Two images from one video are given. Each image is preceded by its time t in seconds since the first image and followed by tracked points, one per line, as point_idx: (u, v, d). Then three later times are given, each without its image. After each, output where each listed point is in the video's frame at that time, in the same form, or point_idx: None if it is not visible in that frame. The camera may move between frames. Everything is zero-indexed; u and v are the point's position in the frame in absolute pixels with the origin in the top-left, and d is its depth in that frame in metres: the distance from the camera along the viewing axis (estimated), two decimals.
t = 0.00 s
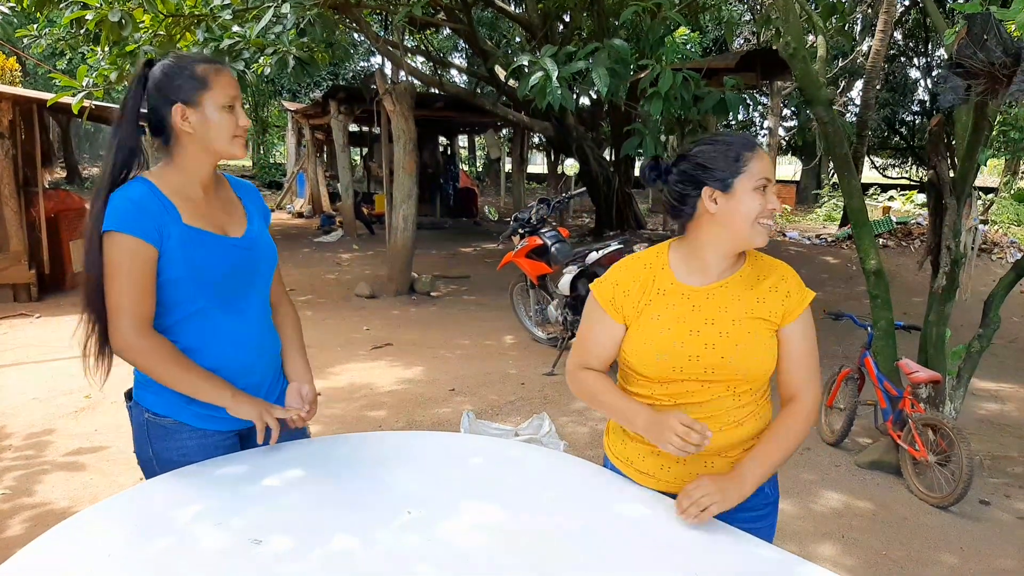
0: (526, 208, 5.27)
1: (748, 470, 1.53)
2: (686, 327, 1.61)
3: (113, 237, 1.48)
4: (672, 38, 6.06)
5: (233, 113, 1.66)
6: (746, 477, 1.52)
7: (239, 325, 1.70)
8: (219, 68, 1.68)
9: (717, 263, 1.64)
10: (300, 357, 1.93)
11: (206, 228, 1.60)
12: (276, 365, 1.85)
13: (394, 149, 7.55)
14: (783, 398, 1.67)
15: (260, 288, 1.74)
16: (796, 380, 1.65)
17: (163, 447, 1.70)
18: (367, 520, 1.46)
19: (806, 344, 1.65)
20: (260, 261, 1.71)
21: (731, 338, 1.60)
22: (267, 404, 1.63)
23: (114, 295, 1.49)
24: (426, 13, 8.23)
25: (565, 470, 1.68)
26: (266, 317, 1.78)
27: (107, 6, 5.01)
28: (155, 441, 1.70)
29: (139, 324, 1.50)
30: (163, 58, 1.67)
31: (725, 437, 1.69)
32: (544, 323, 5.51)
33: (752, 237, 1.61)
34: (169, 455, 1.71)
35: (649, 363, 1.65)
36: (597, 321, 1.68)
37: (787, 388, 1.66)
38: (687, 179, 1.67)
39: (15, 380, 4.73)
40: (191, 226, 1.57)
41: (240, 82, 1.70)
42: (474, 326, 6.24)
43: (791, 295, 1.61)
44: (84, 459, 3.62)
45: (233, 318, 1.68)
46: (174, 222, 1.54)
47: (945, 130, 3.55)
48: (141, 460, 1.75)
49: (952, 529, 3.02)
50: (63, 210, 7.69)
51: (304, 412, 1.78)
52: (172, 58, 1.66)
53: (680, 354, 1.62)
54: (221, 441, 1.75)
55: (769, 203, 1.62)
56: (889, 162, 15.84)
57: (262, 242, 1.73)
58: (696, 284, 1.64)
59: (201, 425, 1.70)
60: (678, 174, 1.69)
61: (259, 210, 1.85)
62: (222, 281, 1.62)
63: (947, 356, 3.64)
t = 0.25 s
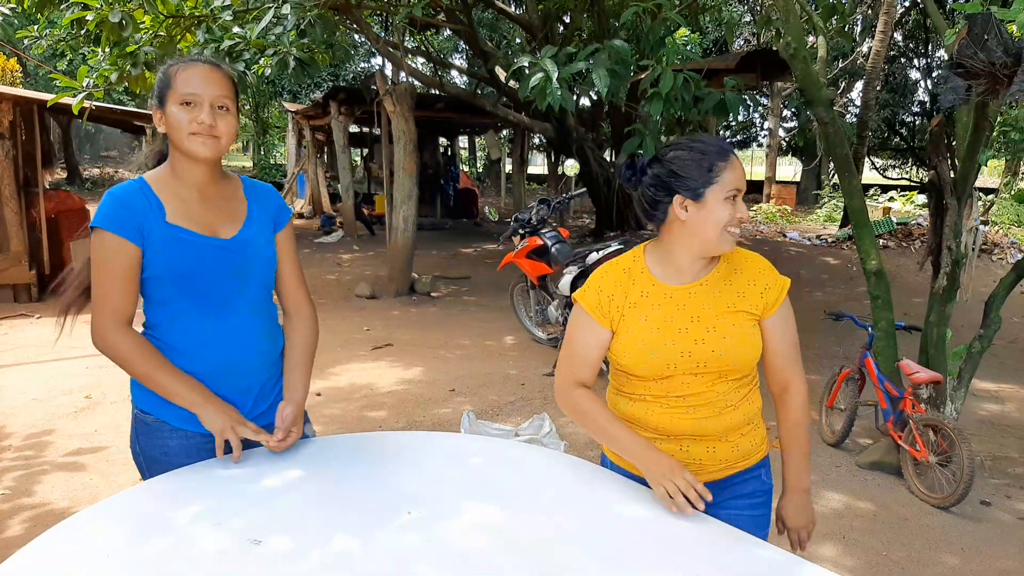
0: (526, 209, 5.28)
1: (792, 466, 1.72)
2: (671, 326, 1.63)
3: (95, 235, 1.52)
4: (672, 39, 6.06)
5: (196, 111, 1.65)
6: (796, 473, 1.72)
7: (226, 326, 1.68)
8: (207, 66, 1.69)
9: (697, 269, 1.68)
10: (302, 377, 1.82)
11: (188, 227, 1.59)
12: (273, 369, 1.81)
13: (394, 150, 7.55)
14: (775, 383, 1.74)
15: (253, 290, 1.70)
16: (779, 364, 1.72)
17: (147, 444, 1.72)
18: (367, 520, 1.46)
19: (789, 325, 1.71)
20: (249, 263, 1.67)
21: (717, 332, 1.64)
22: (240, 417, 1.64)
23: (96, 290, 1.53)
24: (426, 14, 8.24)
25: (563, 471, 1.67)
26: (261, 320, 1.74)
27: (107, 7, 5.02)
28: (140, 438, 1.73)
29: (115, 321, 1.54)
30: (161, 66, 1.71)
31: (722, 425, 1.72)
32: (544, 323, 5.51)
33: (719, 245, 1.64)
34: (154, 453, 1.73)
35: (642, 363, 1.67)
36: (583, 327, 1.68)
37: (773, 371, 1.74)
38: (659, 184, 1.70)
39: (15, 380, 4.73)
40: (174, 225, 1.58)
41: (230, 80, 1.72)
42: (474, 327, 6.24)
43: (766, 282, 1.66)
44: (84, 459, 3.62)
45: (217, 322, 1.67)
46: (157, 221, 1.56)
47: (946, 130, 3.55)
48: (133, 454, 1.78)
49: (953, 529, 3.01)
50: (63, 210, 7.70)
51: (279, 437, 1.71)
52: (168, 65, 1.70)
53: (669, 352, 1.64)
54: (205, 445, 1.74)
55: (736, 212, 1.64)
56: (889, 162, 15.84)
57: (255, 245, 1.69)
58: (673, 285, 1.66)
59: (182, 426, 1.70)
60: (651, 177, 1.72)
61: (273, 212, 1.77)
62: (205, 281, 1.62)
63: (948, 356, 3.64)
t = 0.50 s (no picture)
0: (526, 209, 5.28)
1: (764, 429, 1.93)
2: (659, 324, 1.70)
3: (89, 235, 1.51)
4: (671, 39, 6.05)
5: (194, 112, 1.64)
6: (768, 433, 1.93)
7: (221, 329, 1.67)
8: (203, 65, 1.68)
9: (672, 274, 1.74)
10: (296, 386, 1.78)
11: (181, 229, 1.58)
12: (268, 373, 1.79)
13: (393, 150, 7.54)
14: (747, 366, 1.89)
15: (247, 292, 1.69)
16: (749, 344, 1.86)
17: (140, 445, 1.72)
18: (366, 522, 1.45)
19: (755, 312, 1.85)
20: (243, 264, 1.66)
21: (702, 324, 1.72)
22: (227, 425, 1.63)
23: (91, 290, 1.53)
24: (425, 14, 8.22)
25: (561, 473, 1.67)
26: (258, 320, 1.73)
27: (106, 6, 5.00)
28: (135, 438, 1.73)
29: (110, 321, 1.54)
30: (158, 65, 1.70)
31: (714, 414, 1.79)
32: (544, 324, 5.50)
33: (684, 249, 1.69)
34: (146, 454, 1.73)
35: (635, 364, 1.71)
36: (575, 335, 1.70)
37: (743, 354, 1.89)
38: (624, 193, 1.75)
39: (14, 381, 4.72)
40: (168, 225, 1.57)
41: (227, 81, 1.71)
42: (474, 327, 6.23)
43: (734, 270, 1.79)
44: (82, 460, 3.61)
45: (210, 323, 1.66)
46: (150, 221, 1.56)
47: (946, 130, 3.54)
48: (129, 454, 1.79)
49: (953, 530, 3.01)
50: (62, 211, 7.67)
51: (266, 449, 1.68)
52: (165, 63, 1.69)
53: (663, 349, 1.70)
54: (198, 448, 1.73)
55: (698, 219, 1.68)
56: (889, 162, 15.84)
57: (249, 247, 1.67)
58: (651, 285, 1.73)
59: (173, 428, 1.69)
60: (616, 185, 1.76)
61: (272, 212, 1.75)
62: (199, 282, 1.61)
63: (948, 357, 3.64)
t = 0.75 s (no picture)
0: (526, 209, 5.28)
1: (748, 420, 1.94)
2: (650, 317, 1.71)
3: (89, 241, 1.50)
4: (671, 39, 6.05)
5: (202, 116, 1.65)
6: (755, 424, 1.94)
7: (224, 330, 1.68)
8: (204, 69, 1.69)
9: (647, 267, 1.76)
10: (301, 383, 1.80)
11: (181, 231, 1.58)
12: (272, 372, 1.80)
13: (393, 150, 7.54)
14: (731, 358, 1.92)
15: (248, 292, 1.69)
16: (731, 336, 1.88)
17: (143, 449, 1.72)
18: (366, 522, 1.45)
19: (739, 303, 1.87)
20: (244, 265, 1.67)
21: (692, 314, 1.74)
22: (242, 423, 1.63)
23: (92, 297, 1.52)
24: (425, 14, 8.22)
25: (562, 473, 1.67)
26: (260, 320, 1.74)
27: (106, 6, 5.00)
28: (138, 443, 1.73)
29: (113, 327, 1.53)
30: (151, 65, 1.68)
31: (709, 408, 1.80)
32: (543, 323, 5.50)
33: (658, 247, 1.72)
34: (150, 458, 1.73)
35: (628, 358, 1.72)
36: (569, 332, 1.72)
37: (726, 348, 1.91)
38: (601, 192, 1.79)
39: (13, 381, 4.72)
40: (168, 228, 1.57)
41: (227, 84, 1.72)
42: (473, 327, 6.23)
43: (713, 261, 1.82)
44: (82, 460, 3.61)
45: (213, 324, 1.66)
46: (150, 225, 1.55)
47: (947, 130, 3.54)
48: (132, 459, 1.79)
49: (952, 530, 3.01)
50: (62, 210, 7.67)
51: (280, 445, 1.70)
52: (161, 63, 1.68)
53: (656, 341, 1.71)
54: (202, 451, 1.73)
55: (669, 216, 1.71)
56: (889, 163, 15.85)
57: (249, 247, 1.68)
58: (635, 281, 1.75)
59: (178, 432, 1.70)
60: (593, 184, 1.81)
61: (267, 214, 1.76)
62: (201, 284, 1.61)
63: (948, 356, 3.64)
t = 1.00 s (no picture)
0: (525, 209, 5.31)
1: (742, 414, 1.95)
2: (653, 311, 1.74)
3: (93, 242, 1.52)
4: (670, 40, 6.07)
5: (207, 118, 1.68)
6: (751, 423, 1.94)
7: (226, 331, 1.70)
8: (207, 71, 1.71)
9: (651, 268, 1.80)
10: (303, 382, 1.83)
11: (184, 232, 1.60)
12: (273, 372, 1.82)
13: (393, 151, 7.56)
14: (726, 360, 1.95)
15: (250, 293, 1.71)
16: (728, 335, 1.91)
17: (145, 450, 1.74)
18: (367, 521, 1.47)
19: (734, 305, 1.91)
20: (246, 266, 1.69)
21: (693, 310, 1.77)
22: (243, 425, 1.66)
23: (96, 298, 1.54)
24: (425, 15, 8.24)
25: (560, 471, 1.69)
26: (260, 320, 1.76)
27: (107, 8, 5.02)
28: (139, 444, 1.75)
29: (117, 328, 1.55)
30: (152, 65, 1.70)
31: (707, 404, 1.83)
32: (543, 323, 5.53)
33: (656, 244, 1.75)
34: (152, 458, 1.75)
35: (634, 354, 1.74)
36: (573, 326, 1.74)
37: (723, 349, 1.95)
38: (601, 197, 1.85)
39: (15, 381, 4.74)
40: (171, 230, 1.59)
41: (229, 87, 1.75)
42: (473, 327, 6.26)
43: (711, 261, 1.86)
44: (84, 459, 3.63)
45: (216, 325, 1.68)
46: (153, 226, 1.57)
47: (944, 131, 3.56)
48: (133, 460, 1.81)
49: (950, 529, 3.03)
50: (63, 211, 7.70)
51: (284, 443, 1.73)
52: (162, 64, 1.70)
53: (660, 336, 1.74)
54: (204, 450, 1.75)
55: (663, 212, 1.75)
56: (888, 163, 15.88)
57: (252, 248, 1.70)
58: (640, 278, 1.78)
59: (180, 432, 1.72)
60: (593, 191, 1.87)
61: (266, 215, 1.79)
62: (204, 285, 1.63)
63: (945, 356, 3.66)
